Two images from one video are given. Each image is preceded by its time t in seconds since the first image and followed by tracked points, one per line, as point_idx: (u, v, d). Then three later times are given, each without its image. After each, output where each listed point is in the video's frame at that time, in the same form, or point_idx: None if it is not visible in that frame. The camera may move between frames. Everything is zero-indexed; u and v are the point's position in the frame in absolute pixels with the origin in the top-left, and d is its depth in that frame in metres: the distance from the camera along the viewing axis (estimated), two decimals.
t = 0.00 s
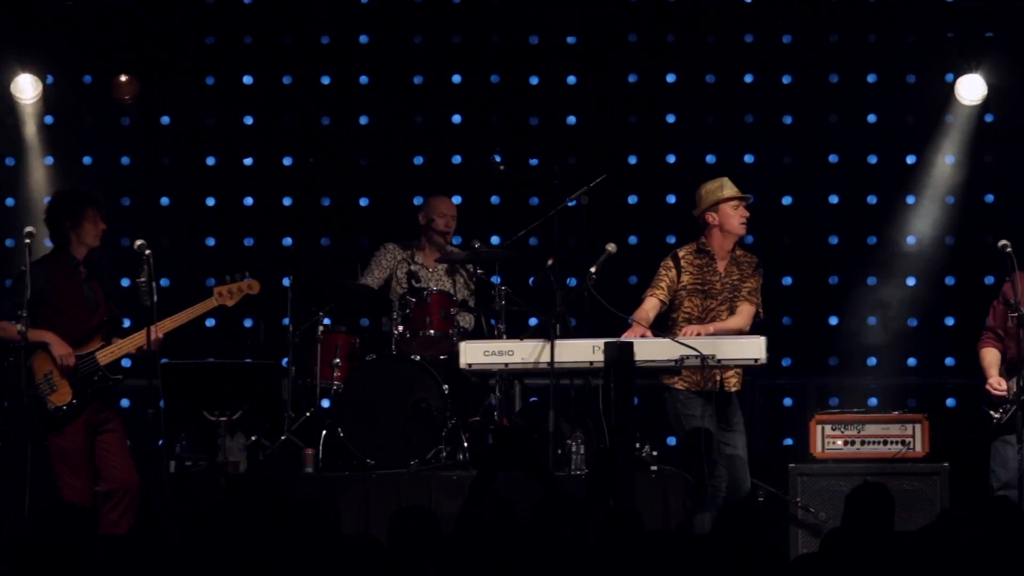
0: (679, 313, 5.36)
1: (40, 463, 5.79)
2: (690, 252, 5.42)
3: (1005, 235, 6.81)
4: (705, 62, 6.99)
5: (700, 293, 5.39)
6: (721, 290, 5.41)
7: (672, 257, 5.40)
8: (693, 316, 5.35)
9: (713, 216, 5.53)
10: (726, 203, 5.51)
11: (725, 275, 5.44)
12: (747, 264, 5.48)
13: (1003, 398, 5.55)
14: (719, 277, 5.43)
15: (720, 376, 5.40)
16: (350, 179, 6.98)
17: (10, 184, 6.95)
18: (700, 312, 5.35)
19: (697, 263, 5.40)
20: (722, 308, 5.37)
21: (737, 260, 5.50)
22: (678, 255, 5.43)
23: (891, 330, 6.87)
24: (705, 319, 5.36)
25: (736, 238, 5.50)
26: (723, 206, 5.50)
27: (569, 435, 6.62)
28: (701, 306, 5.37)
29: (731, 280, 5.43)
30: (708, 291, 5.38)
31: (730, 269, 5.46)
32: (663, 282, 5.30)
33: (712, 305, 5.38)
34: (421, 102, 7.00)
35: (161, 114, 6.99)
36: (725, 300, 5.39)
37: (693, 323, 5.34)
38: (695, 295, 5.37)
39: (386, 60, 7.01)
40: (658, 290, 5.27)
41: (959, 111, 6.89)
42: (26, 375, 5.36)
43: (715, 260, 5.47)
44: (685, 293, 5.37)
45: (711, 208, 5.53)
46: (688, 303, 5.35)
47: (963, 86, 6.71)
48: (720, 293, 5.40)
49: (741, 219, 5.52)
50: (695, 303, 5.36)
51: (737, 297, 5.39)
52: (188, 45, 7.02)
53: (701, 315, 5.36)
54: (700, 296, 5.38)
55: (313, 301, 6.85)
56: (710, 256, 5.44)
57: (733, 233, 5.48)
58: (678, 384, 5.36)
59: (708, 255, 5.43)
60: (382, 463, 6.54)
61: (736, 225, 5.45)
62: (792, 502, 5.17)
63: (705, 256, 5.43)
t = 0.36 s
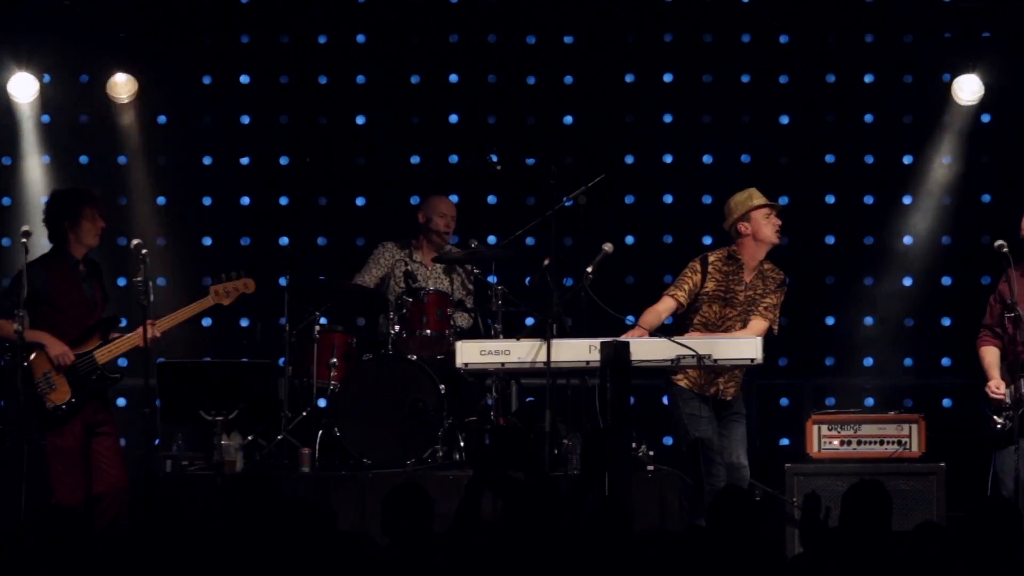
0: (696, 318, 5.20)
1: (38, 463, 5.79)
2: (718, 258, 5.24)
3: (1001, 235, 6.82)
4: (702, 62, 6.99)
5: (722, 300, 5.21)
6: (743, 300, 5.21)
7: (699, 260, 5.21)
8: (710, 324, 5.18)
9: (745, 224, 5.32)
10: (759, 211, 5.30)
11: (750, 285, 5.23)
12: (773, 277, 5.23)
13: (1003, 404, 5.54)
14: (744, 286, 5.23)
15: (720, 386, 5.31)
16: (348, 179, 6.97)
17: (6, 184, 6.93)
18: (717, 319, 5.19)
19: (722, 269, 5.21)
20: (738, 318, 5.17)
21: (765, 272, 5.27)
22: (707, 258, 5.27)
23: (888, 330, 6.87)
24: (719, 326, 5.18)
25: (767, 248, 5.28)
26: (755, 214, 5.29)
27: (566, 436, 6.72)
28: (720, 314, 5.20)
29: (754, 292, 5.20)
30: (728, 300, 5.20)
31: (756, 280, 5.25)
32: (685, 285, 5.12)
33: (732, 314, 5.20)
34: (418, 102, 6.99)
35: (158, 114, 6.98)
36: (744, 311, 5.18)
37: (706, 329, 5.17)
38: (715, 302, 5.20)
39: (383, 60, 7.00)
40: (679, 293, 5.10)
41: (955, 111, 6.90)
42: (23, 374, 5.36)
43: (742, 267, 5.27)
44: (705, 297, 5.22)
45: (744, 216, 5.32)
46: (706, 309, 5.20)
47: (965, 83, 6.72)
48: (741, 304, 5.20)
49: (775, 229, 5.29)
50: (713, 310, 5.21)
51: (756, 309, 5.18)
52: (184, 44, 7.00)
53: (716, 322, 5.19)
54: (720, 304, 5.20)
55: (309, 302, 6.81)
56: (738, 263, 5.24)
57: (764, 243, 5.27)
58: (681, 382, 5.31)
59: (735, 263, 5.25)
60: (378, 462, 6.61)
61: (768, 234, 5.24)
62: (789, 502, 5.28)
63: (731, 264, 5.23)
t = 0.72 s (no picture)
0: (678, 316, 5.10)
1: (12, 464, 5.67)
2: (703, 256, 5.12)
3: (992, 233, 6.70)
4: (689, 57, 6.86)
5: (705, 300, 5.11)
6: (727, 300, 5.11)
7: (683, 258, 5.09)
8: (692, 323, 5.09)
9: (733, 223, 5.19)
10: (748, 211, 5.18)
11: (735, 285, 5.13)
12: (759, 279, 5.14)
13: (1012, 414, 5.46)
14: (729, 286, 5.13)
15: (703, 386, 5.21)
16: (328, 176, 6.84)
17: None
18: (700, 319, 5.09)
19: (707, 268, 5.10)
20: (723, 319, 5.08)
21: (750, 272, 5.17)
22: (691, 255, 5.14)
23: (877, 329, 6.76)
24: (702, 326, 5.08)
25: (754, 249, 5.17)
26: (744, 214, 5.16)
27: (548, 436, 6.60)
28: (702, 313, 5.10)
29: (739, 293, 5.11)
30: (712, 299, 5.11)
31: (742, 280, 5.15)
32: (668, 284, 5.00)
33: (715, 314, 5.10)
34: (399, 97, 6.85)
35: (135, 108, 6.86)
36: (729, 312, 5.09)
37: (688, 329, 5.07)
38: (698, 301, 5.10)
39: (363, 53, 6.86)
40: (661, 292, 4.98)
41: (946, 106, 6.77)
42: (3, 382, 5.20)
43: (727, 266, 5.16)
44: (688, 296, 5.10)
45: (732, 215, 5.19)
46: (689, 308, 5.09)
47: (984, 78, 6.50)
48: (725, 304, 5.10)
49: (764, 230, 5.18)
50: (696, 309, 5.10)
51: (741, 310, 5.08)
52: (161, 38, 6.88)
53: (699, 322, 5.10)
54: (703, 303, 5.10)
55: (288, 300, 6.69)
56: (723, 262, 5.13)
57: (752, 244, 5.16)
58: (661, 382, 5.22)
59: (720, 262, 5.13)
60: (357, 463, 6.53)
61: (756, 236, 5.13)
62: (776, 503, 5.17)
63: (716, 262, 5.12)
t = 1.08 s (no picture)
0: (651, 317, 5.24)
1: None
2: (676, 258, 5.29)
3: (980, 229, 6.58)
4: (670, 50, 6.74)
5: (678, 301, 5.27)
6: (699, 302, 5.29)
7: (655, 259, 5.24)
8: (665, 324, 5.23)
9: (706, 225, 5.40)
10: (721, 213, 5.39)
11: (708, 287, 5.32)
12: (731, 280, 5.36)
13: (1009, 412, 5.31)
14: (700, 288, 5.31)
15: (674, 388, 5.13)
16: (302, 173, 6.73)
17: None
18: (674, 320, 5.24)
19: (681, 270, 5.27)
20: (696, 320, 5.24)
21: (722, 273, 5.37)
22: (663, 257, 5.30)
23: (861, 327, 6.65)
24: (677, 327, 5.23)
25: (726, 250, 5.38)
26: (717, 215, 5.38)
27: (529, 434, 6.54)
28: (675, 314, 5.26)
29: (711, 292, 5.32)
30: (685, 301, 5.27)
31: (714, 281, 5.35)
32: (641, 285, 5.14)
33: (688, 315, 5.27)
34: (375, 91, 6.72)
35: (106, 103, 6.74)
36: (702, 312, 5.27)
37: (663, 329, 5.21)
38: (672, 303, 5.25)
39: (339, 47, 6.74)
40: (634, 293, 5.09)
41: (932, 101, 6.66)
42: None
43: (699, 267, 5.34)
44: (662, 298, 5.25)
45: (705, 216, 5.40)
46: (663, 309, 5.24)
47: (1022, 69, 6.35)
48: (698, 305, 5.28)
49: (736, 231, 5.40)
50: (669, 311, 5.25)
51: (715, 310, 5.28)
52: (133, 32, 6.75)
53: (673, 323, 5.25)
54: (676, 305, 5.26)
55: (262, 298, 6.58)
56: (695, 264, 5.31)
57: (725, 244, 5.37)
58: (631, 382, 5.12)
59: (692, 263, 5.32)
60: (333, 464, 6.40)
61: (729, 237, 5.33)
62: (759, 505, 5.14)
63: (688, 264, 5.30)
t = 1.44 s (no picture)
0: (608, 314, 5.34)
1: None
2: (631, 253, 5.38)
3: (966, 227, 6.47)
4: (651, 45, 6.63)
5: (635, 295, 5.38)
6: (657, 296, 5.42)
7: (610, 257, 5.35)
8: (625, 320, 5.34)
9: (662, 218, 5.48)
10: (676, 206, 5.48)
11: (664, 280, 5.46)
12: (688, 271, 5.52)
13: (1005, 409, 5.20)
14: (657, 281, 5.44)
15: (634, 387, 5.09)
16: (278, 170, 6.63)
17: None
18: (633, 315, 5.36)
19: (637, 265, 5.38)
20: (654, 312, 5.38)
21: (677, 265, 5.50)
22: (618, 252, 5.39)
23: (846, 326, 6.53)
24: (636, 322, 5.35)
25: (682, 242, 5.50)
26: (672, 208, 5.48)
27: (508, 436, 6.50)
28: (633, 309, 5.38)
29: (667, 285, 5.45)
30: (642, 295, 5.39)
31: (670, 274, 5.48)
32: (599, 285, 5.25)
33: (647, 310, 5.39)
34: (352, 87, 6.64)
35: (78, 98, 6.63)
36: (660, 305, 5.40)
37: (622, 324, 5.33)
38: (629, 297, 5.37)
39: (315, 42, 6.64)
40: (592, 294, 5.23)
41: (917, 96, 6.55)
42: None
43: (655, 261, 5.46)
44: (619, 293, 5.36)
45: (660, 209, 5.49)
46: (621, 304, 5.35)
47: None
48: (656, 299, 5.41)
49: (690, 223, 5.51)
50: (628, 306, 5.37)
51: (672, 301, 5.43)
52: (104, 26, 6.62)
53: (632, 318, 5.36)
54: (633, 300, 5.38)
55: (237, 297, 6.48)
56: (651, 258, 5.42)
57: (680, 237, 5.49)
58: (590, 384, 5.06)
59: (648, 258, 5.43)
60: (309, 466, 6.27)
61: (685, 229, 5.45)
62: (742, 507, 5.12)
63: (644, 258, 5.41)
